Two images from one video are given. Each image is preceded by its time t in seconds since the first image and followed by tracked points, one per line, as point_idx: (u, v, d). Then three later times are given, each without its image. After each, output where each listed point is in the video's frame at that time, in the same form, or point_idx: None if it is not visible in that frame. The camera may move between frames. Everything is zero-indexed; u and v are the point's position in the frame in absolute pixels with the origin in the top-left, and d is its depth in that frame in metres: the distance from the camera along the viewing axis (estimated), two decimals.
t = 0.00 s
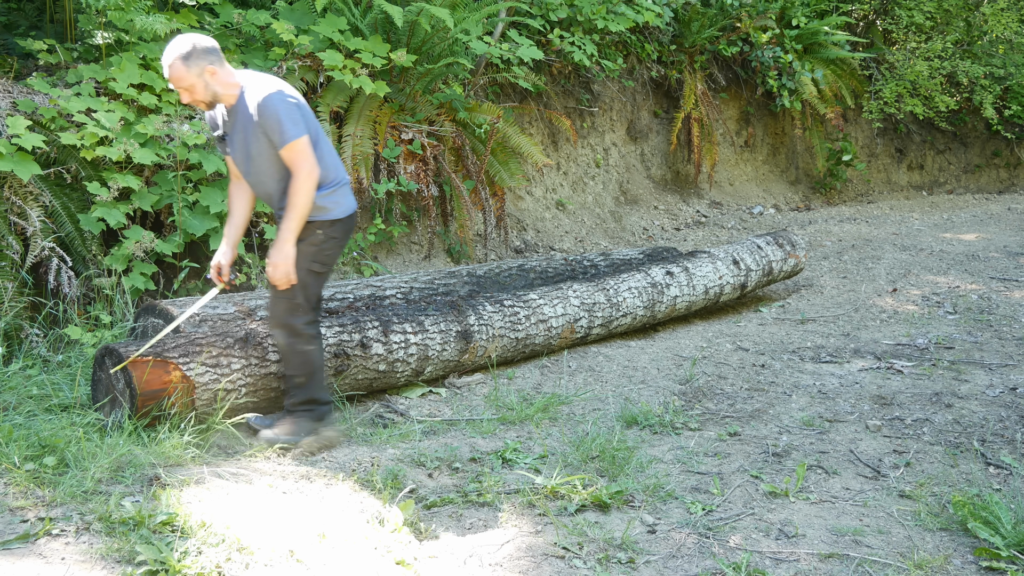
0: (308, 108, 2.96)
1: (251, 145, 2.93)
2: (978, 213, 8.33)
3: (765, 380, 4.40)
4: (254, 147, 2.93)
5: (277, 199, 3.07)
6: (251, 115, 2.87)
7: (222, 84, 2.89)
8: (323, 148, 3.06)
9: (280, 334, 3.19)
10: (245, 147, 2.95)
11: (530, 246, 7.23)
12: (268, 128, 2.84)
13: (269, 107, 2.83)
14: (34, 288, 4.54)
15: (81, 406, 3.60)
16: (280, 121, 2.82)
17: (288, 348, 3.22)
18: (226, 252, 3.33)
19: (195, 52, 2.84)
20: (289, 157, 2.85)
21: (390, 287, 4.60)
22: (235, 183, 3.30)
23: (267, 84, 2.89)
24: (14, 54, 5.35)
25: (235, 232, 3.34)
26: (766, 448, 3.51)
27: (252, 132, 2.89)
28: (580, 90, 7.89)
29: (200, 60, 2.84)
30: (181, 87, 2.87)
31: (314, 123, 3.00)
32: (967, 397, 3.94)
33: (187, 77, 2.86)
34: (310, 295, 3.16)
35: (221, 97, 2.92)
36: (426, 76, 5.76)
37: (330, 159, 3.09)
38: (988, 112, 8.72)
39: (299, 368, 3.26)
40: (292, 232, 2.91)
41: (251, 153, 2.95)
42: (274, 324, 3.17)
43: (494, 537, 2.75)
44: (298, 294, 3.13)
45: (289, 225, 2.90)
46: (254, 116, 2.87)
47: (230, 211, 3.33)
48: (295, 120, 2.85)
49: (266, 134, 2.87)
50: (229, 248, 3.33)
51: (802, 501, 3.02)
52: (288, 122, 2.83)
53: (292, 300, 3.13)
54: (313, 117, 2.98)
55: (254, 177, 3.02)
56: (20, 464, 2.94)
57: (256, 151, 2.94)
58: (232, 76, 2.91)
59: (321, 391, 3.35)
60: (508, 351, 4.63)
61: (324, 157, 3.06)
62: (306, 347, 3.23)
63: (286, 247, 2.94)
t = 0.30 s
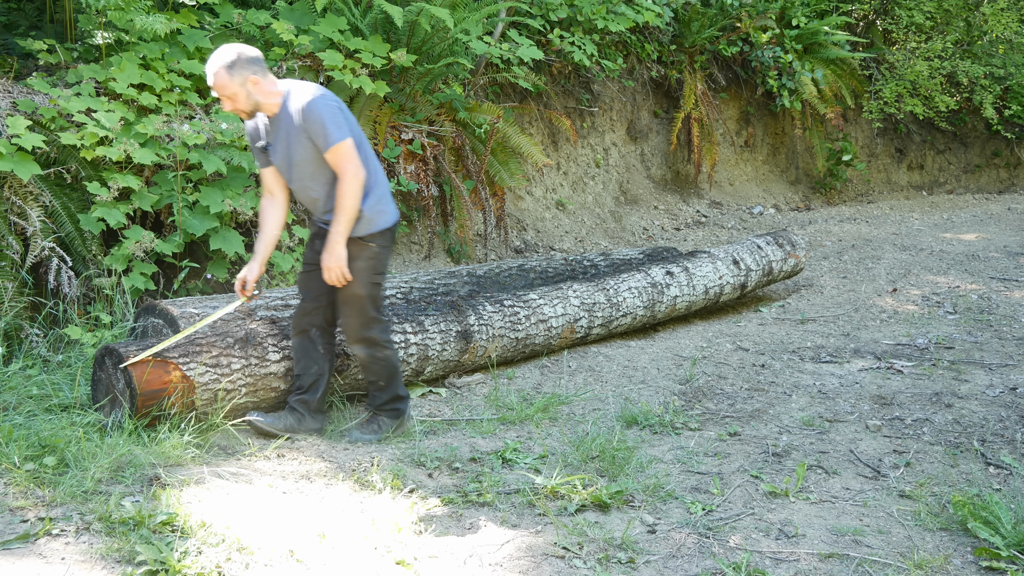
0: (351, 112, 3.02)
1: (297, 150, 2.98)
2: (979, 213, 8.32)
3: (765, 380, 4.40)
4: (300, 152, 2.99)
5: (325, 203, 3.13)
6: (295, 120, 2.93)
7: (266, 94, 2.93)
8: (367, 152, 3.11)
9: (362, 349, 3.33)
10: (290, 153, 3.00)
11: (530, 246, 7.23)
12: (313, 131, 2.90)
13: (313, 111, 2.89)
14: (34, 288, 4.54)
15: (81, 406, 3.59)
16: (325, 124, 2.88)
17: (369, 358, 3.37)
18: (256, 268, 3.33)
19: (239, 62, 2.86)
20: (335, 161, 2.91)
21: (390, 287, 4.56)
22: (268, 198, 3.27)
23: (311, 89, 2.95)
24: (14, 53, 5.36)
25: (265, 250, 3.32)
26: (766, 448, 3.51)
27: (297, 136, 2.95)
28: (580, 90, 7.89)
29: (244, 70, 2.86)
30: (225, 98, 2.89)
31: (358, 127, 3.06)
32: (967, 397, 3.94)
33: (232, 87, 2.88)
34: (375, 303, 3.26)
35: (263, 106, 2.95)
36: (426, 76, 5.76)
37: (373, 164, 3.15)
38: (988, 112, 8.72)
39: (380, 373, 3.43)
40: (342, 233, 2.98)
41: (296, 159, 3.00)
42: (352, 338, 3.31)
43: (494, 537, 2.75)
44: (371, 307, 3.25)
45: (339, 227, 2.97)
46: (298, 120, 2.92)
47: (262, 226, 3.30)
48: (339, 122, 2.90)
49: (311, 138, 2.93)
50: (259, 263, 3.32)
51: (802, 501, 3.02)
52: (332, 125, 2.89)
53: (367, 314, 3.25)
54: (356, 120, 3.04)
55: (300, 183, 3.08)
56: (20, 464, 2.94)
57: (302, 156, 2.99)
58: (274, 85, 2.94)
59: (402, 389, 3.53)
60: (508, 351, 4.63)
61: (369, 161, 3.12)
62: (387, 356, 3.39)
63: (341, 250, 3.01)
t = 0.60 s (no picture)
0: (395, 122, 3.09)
1: (341, 160, 3.06)
2: (978, 213, 8.33)
3: (765, 380, 4.40)
4: (344, 162, 3.06)
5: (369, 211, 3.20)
6: (339, 130, 3.01)
7: (308, 107, 3.00)
8: (410, 160, 3.18)
9: (394, 347, 3.39)
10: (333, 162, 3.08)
11: (530, 246, 7.23)
12: (357, 140, 2.97)
13: (356, 121, 2.97)
14: (34, 287, 4.54)
15: (81, 406, 3.59)
16: (368, 133, 2.95)
17: (397, 358, 3.42)
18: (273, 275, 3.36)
19: (282, 76, 2.94)
20: (378, 170, 2.98)
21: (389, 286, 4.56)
22: (295, 209, 3.40)
23: (354, 101, 3.03)
24: (14, 54, 5.37)
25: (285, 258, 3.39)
26: (766, 448, 3.51)
27: (341, 146, 3.02)
28: (580, 90, 7.89)
29: (287, 84, 2.94)
30: (268, 112, 2.97)
31: (400, 136, 3.13)
32: (967, 397, 3.94)
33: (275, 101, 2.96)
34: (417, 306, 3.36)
35: (305, 119, 3.03)
36: (426, 76, 5.75)
37: (416, 171, 3.21)
38: (988, 112, 8.72)
39: (403, 375, 3.47)
40: (383, 240, 3.04)
41: (341, 168, 3.08)
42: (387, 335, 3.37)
43: (494, 537, 2.75)
44: (411, 308, 3.33)
45: (380, 234, 3.03)
46: (342, 130, 3.00)
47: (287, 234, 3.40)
48: (382, 132, 2.97)
49: (355, 148, 3.01)
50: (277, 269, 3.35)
51: (802, 501, 3.02)
52: (374, 134, 2.96)
53: (408, 313, 3.33)
54: (398, 129, 3.11)
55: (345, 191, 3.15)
56: (20, 464, 2.94)
57: (346, 165, 3.06)
58: (316, 100, 3.01)
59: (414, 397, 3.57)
60: (508, 351, 4.63)
61: (411, 168, 3.19)
62: (416, 359, 3.45)
63: (381, 254, 3.07)
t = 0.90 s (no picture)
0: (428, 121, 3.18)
1: (376, 154, 3.16)
2: (978, 213, 8.33)
3: (765, 380, 4.40)
4: (379, 157, 3.16)
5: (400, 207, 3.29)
6: (375, 125, 3.11)
7: (347, 98, 3.10)
8: (441, 158, 3.28)
9: (409, 342, 3.43)
10: (369, 157, 3.17)
11: (530, 246, 7.23)
12: (392, 136, 3.07)
13: (392, 117, 3.07)
14: (34, 287, 4.54)
15: (81, 406, 3.59)
16: (402, 129, 3.05)
17: (410, 352, 3.45)
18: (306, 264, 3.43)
19: (325, 66, 3.03)
20: (413, 165, 3.07)
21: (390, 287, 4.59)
22: (327, 200, 3.49)
23: (390, 97, 3.13)
24: (14, 53, 5.38)
25: (317, 247, 3.47)
26: (766, 448, 3.51)
27: (377, 141, 3.12)
28: (580, 90, 7.89)
29: (330, 74, 3.03)
30: (308, 99, 3.06)
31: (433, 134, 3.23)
32: (967, 397, 3.94)
33: (317, 89, 3.05)
34: (437, 303, 3.42)
35: (342, 109, 3.13)
36: (426, 76, 5.74)
37: (445, 169, 3.32)
38: (988, 112, 8.72)
39: (413, 372, 3.49)
40: (419, 235, 3.12)
41: (376, 163, 3.18)
42: (404, 329, 3.41)
43: (494, 537, 2.75)
44: (429, 304, 3.38)
45: (416, 229, 3.11)
46: (378, 125, 3.10)
47: (319, 225, 3.49)
48: (417, 128, 3.07)
49: (390, 143, 3.10)
50: (310, 259, 3.42)
51: (802, 501, 3.02)
52: (410, 131, 3.05)
53: (426, 308, 3.38)
54: (431, 127, 3.21)
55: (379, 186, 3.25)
56: (20, 464, 2.94)
57: (380, 159, 3.16)
58: (355, 91, 3.12)
59: (420, 398, 3.58)
60: (508, 351, 4.62)
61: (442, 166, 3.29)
62: (428, 356, 3.49)
63: (417, 250, 3.14)
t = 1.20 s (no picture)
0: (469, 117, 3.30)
1: (419, 144, 3.22)
2: (979, 213, 8.33)
3: (765, 380, 4.40)
4: (421, 148, 3.23)
5: (429, 200, 3.32)
6: (422, 116, 3.19)
7: (400, 84, 3.19)
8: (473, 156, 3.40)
9: (417, 338, 3.44)
10: (411, 147, 3.24)
11: (530, 246, 7.23)
12: (440, 128, 3.16)
13: (443, 110, 3.16)
14: (34, 287, 4.54)
15: (81, 406, 3.59)
16: (451, 123, 3.14)
17: (418, 351, 3.47)
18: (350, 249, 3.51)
19: (383, 51, 3.12)
20: (459, 159, 3.17)
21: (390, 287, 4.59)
22: (370, 186, 3.53)
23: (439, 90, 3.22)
24: (14, 53, 5.38)
25: (359, 232, 3.55)
26: (766, 448, 3.51)
27: (424, 132, 3.20)
28: (580, 90, 7.89)
29: (387, 58, 3.12)
30: (363, 80, 3.13)
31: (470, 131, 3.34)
32: (967, 397, 3.94)
33: (373, 71, 3.13)
34: (448, 301, 3.46)
35: (393, 95, 3.20)
36: (426, 76, 5.78)
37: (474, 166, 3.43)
38: (988, 112, 8.72)
39: (419, 369, 3.50)
40: (463, 227, 3.22)
41: (416, 153, 3.24)
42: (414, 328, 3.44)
43: (494, 537, 2.75)
44: (439, 301, 3.41)
45: (460, 221, 3.21)
46: (425, 116, 3.19)
47: (362, 211, 3.56)
48: (464, 123, 3.18)
49: (436, 135, 3.19)
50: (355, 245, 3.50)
51: (802, 501, 3.02)
52: (460, 125, 3.16)
53: (436, 306, 3.41)
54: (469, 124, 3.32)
55: (414, 178, 3.29)
56: (20, 464, 2.94)
57: (422, 150, 3.23)
58: (408, 78, 3.21)
59: (423, 399, 3.57)
60: (508, 351, 4.62)
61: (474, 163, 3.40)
62: (434, 354, 3.50)
63: (460, 241, 3.23)
